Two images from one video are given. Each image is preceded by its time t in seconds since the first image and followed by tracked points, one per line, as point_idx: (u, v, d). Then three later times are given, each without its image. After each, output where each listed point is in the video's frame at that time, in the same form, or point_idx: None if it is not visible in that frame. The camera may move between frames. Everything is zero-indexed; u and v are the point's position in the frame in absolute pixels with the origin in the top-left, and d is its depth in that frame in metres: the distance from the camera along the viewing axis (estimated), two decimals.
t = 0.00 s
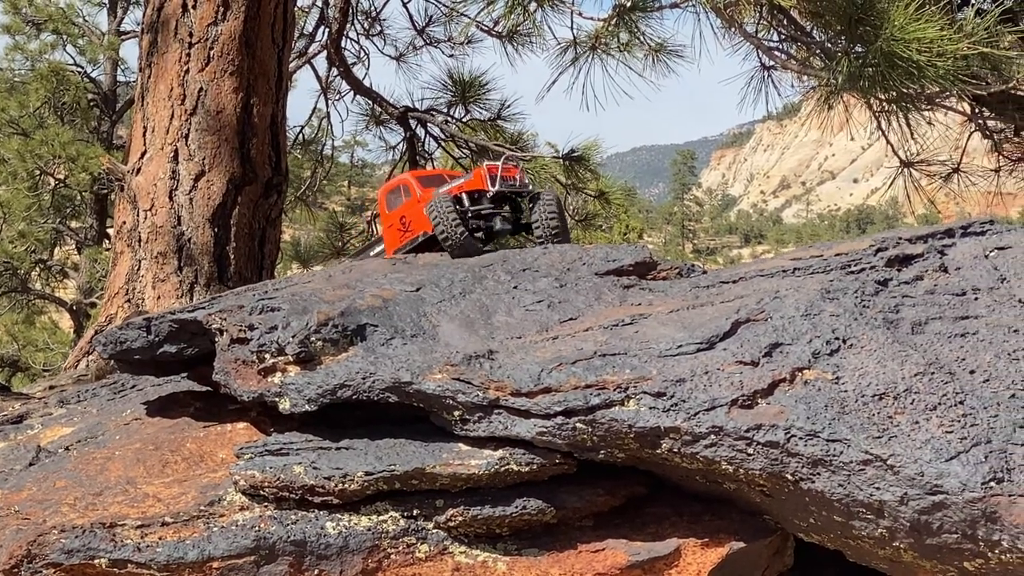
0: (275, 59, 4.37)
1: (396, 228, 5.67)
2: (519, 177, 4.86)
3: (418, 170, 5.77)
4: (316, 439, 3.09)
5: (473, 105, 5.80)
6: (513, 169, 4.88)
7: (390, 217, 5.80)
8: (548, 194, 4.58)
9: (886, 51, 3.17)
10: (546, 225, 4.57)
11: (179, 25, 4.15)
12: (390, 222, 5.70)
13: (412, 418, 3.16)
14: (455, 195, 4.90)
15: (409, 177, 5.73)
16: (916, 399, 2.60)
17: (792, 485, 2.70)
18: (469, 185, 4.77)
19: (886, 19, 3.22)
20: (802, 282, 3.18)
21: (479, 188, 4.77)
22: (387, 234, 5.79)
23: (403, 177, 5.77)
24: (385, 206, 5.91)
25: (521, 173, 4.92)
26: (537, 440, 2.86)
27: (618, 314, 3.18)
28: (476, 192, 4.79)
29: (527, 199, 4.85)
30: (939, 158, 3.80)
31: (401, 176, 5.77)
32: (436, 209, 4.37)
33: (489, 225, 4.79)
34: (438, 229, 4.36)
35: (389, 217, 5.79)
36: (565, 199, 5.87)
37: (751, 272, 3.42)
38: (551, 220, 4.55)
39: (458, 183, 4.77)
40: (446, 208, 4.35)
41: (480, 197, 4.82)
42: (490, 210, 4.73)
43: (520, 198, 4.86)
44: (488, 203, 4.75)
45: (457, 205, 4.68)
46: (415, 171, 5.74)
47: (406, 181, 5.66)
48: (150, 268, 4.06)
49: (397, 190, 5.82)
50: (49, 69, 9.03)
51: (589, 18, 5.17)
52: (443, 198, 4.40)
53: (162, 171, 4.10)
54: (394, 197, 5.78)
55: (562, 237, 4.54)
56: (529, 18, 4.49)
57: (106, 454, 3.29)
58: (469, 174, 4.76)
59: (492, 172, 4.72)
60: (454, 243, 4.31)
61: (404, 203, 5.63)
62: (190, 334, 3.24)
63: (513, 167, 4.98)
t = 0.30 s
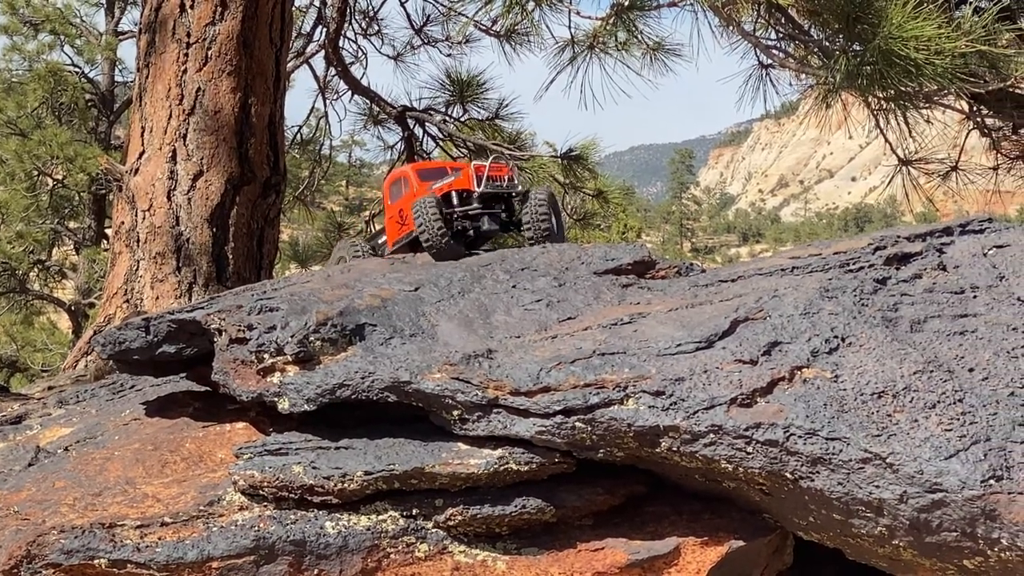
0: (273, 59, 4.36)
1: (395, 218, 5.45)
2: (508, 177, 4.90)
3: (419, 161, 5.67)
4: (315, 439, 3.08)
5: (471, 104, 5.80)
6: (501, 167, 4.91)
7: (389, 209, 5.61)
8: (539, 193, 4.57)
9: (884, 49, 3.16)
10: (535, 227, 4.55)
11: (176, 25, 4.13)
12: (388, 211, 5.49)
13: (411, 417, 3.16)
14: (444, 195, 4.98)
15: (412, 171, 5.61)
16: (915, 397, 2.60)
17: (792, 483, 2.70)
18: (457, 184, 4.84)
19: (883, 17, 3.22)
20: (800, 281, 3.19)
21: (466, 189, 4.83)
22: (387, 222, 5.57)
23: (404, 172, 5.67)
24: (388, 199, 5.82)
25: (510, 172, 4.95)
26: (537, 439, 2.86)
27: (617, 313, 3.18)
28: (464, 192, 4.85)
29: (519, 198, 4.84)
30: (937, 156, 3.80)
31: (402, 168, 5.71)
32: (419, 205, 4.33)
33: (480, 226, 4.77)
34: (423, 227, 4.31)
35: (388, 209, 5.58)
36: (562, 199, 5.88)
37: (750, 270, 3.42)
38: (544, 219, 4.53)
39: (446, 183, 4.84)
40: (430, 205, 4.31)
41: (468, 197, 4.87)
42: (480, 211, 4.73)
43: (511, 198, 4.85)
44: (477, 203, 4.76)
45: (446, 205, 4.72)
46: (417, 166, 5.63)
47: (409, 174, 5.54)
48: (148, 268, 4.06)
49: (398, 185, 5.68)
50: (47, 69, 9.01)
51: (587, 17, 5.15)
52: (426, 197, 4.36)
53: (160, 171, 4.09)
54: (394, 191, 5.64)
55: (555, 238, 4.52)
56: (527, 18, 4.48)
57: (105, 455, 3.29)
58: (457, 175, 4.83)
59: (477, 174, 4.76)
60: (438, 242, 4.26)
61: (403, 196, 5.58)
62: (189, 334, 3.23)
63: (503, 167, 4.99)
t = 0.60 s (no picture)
0: (274, 61, 4.34)
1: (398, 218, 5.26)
2: (500, 179, 4.79)
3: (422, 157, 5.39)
4: (316, 440, 3.09)
5: (471, 105, 5.80)
6: (492, 168, 4.81)
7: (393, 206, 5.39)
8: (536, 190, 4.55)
9: (884, 49, 3.16)
10: (544, 219, 4.55)
11: (177, 26, 4.11)
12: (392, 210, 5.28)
13: (412, 419, 3.16)
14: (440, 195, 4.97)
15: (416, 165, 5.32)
16: (916, 397, 2.60)
17: (793, 483, 2.70)
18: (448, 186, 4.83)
19: (884, 17, 3.21)
20: (801, 281, 3.19)
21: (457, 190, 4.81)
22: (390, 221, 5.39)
23: (407, 166, 5.38)
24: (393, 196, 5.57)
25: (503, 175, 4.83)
26: (538, 440, 2.87)
27: (618, 314, 3.19)
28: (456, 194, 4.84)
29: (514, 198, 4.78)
30: (937, 155, 3.80)
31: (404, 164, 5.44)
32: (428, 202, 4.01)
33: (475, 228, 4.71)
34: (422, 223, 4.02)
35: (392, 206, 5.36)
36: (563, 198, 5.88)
37: (751, 271, 3.43)
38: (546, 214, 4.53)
39: (437, 184, 4.84)
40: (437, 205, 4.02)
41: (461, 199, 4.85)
42: (475, 213, 4.68)
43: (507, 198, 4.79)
44: (470, 206, 4.70)
45: (441, 205, 4.67)
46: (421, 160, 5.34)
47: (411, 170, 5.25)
48: (150, 270, 4.06)
49: (402, 179, 5.41)
50: (48, 70, 9.00)
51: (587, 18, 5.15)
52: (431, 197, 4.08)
53: (162, 173, 4.09)
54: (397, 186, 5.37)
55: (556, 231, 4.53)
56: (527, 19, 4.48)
57: (107, 456, 3.29)
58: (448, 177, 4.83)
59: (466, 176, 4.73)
60: (437, 243, 3.96)
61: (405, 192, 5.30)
62: (191, 336, 3.23)
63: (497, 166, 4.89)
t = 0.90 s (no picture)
0: (276, 63, 4.32)
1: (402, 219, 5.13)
2: (510, 180, 4.72)
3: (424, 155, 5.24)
4: (319, 443, 3.09)
5: (473, 106, 5.79)
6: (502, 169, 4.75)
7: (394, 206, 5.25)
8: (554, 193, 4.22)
9: (885, 50, 3.16)
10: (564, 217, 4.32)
11: (179, 29, 4.10)
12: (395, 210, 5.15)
13: (415, 421, 3.16)
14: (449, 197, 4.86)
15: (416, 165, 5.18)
16: (918, 399, 2.61)
17: (795, 485, 2.71)
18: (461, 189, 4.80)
19: (886, 17, 3.21)
20: (803, 282, 3.19)
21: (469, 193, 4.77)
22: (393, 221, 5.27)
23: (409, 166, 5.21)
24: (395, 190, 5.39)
25: (512, 175, 4.76)
26: (540, 442, 2.87)
27: (620, 316, 3.19)
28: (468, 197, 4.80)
29: (527, 199, 4.55)
30: (939, 155, 3.79)
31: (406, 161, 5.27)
32: (452, 203, 3.78)
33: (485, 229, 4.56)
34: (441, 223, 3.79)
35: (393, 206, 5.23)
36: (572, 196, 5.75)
37: (753, 272, 3.43)
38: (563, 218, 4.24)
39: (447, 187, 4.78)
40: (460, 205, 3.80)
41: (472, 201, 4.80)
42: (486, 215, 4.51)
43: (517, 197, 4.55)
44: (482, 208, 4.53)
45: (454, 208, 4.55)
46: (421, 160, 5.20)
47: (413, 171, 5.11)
48: (152, 272, 4.06)
49: (402, 179, 5.26)
50: (50, 73, 8.99)
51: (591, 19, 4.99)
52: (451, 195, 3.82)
53: (164, 175, 4.09)
54: (397, 186, 5.22)
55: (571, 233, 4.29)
56: (528, 20, 4.47)
57: (109, 459, 3.29)
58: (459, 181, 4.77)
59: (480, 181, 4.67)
60: (457, 243, 3.77)
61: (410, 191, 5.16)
62: (193, 339, 3.22)
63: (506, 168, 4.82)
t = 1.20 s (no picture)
0: (279, 65, 4.32)
1: (411, 215, 4.46)
2: (527, 184, 4.17)
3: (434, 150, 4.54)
4: (324, 445, 3.09)
5: (476, 107, 5.78)
6: (519, 172, 4.16)
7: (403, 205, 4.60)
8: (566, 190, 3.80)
9: (889, 50, 3.15)
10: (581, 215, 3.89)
11: (182, 31, 4.09)
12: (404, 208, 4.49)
13: (419, 423, 3.16)
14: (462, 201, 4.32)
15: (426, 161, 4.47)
16: (922, 399, 2.61)
17: (801, 486, 2.71)
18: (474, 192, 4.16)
19: (889, 18, 3.20)
20: (808, 283, 3.20)
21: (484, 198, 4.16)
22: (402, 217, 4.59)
23: (418, 161, 4.51)
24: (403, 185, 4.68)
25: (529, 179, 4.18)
26: (545, 444, 2.87)
27: (624, 317, 3.19)
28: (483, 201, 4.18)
29: (542, 200, 4.03)
30: (943, 156, 3.78)
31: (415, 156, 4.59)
32: (466, 209, 3.57)
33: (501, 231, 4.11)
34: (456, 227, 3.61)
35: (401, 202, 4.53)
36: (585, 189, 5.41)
37: (757, 273, 3.43)
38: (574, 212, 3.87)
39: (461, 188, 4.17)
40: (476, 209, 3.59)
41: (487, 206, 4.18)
42: (501, 217, 3.99)
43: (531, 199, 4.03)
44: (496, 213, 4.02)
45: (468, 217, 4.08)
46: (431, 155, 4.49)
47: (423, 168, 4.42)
48: (156, 274, 4.06)
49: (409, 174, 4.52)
50: (53, 75, 8.98)
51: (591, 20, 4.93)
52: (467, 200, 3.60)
53: (168, 177, 4.08)
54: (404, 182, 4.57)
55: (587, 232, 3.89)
56: (531, 21, 4.47)
57: (114, 462, 3.29)
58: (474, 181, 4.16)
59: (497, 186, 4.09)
60: (474, 247, 3.60)
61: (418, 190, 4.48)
62: (197, 341, 3.20)
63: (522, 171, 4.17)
